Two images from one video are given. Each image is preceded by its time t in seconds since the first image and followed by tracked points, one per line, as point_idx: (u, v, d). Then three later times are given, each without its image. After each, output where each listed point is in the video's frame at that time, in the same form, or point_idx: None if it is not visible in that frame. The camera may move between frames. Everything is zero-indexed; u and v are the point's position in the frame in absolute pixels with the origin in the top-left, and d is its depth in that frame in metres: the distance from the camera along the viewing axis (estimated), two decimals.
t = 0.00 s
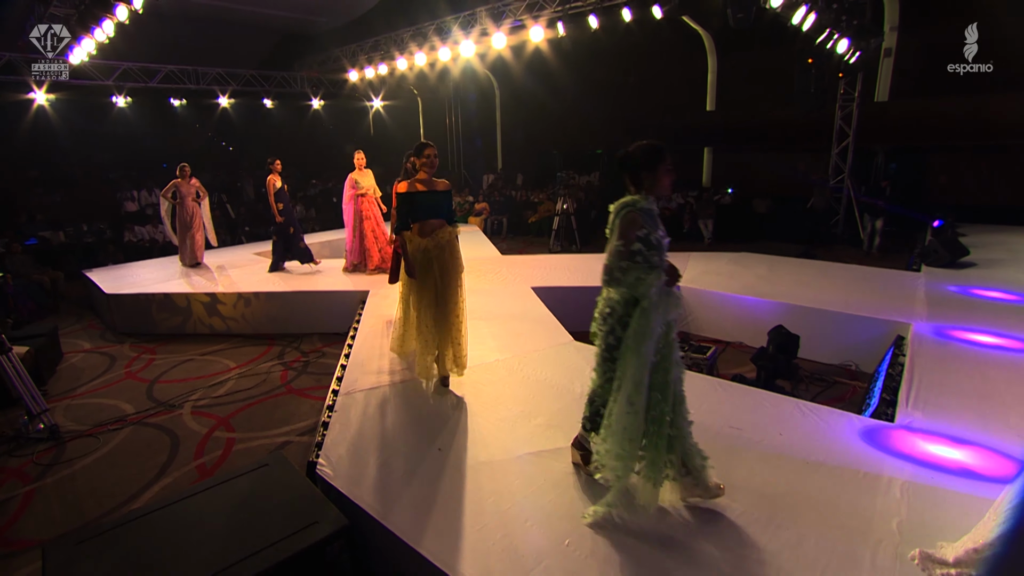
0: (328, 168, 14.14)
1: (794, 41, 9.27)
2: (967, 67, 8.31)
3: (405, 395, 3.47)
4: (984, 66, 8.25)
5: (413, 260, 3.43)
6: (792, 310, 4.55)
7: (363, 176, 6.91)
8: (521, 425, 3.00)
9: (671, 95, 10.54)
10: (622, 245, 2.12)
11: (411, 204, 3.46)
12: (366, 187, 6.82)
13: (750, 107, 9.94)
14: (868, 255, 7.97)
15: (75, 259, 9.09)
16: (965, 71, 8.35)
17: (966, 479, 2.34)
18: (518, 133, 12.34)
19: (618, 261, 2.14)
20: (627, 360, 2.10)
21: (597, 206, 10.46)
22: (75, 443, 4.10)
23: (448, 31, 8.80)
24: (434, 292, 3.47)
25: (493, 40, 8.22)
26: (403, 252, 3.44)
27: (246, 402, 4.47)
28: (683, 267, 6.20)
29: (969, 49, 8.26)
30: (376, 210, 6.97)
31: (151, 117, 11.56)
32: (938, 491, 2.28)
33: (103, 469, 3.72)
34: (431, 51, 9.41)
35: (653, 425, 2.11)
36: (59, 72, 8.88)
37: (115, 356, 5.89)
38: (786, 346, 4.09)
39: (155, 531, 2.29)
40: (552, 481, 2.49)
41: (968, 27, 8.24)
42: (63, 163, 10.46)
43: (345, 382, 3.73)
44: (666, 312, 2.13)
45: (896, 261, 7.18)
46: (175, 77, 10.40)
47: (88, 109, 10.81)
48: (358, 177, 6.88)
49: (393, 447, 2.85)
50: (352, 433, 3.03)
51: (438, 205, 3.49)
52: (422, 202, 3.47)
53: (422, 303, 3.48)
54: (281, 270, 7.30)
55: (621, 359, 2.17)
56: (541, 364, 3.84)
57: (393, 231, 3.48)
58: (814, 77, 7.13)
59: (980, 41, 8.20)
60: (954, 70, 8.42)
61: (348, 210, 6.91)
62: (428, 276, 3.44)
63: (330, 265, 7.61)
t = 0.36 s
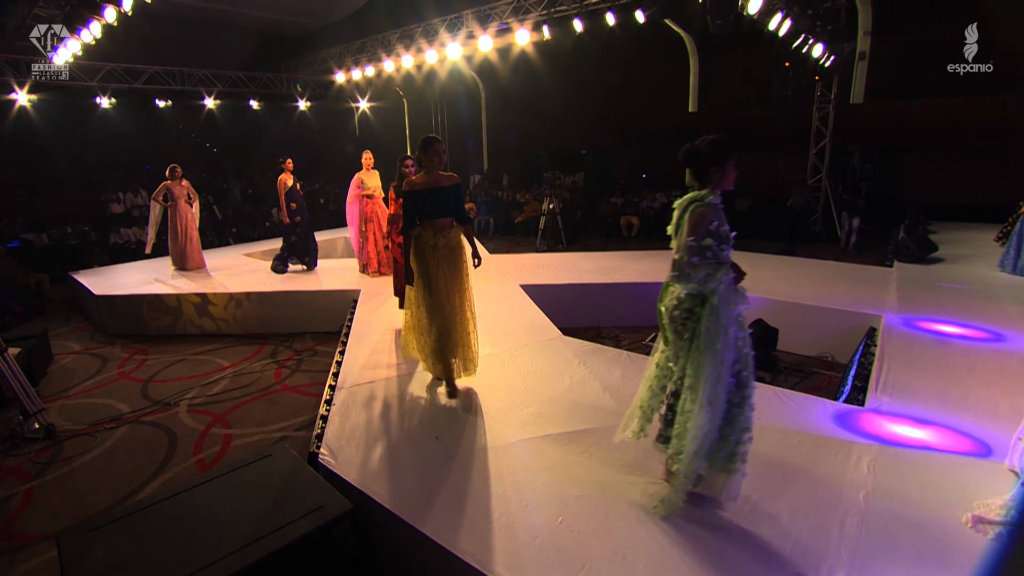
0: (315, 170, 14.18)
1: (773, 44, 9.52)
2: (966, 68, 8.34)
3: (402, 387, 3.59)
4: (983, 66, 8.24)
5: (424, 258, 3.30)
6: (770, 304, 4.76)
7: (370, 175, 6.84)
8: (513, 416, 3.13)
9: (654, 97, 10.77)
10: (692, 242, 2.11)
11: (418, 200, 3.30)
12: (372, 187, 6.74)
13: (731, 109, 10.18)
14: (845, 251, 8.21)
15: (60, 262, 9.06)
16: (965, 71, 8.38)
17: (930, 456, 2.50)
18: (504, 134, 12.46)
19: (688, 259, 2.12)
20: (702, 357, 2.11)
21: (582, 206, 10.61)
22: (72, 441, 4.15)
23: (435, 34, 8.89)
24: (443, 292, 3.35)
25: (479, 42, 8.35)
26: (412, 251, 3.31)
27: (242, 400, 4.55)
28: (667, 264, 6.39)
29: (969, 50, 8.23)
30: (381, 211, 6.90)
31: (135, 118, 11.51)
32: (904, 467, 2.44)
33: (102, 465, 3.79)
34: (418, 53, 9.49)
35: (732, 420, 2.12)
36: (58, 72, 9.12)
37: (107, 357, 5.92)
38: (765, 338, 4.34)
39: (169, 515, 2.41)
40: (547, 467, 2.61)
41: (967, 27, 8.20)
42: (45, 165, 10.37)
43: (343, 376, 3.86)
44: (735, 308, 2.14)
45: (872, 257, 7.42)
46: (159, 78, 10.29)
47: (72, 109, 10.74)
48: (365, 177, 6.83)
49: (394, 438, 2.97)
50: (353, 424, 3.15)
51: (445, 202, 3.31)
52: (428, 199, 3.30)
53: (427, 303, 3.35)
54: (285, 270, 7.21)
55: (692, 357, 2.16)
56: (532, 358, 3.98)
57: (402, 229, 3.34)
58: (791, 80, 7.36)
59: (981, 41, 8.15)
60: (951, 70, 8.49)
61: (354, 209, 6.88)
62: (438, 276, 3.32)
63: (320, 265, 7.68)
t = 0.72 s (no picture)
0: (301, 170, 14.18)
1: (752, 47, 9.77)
2: (967, 67, 8.60)
3: (397, 381, 3.72)
4: (985, 67, 8.48)
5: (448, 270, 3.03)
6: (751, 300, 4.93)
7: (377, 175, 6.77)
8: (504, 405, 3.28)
9: (638, 99, 11.00)
10: (771, 249, 2.10)
11: (438, 209, 3.03)
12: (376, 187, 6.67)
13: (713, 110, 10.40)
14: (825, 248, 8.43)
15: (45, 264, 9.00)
16: (966, 71, 8.63)
17: (894, 438, 2.68)
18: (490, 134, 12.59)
19: (764, 266, 2.12)
20: (776, 363, 2.09)
21: (569, 205, 10.74)
22: (69, 440, 4.19)
23: (422, 36, 8.99)
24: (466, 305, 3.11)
25: (466, 44, 8.47)
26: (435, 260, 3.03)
27: (237, 397, 4.62)
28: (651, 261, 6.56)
29: (969, 50, 8.53)
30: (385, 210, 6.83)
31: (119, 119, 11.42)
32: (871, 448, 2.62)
33: (100, 462, 3.84)
34: (405, 54, 9.57)
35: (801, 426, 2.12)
36: (60, 72, 9.45)
37: (98, 358, 5.93)
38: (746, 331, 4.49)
39: (177, 502, 2.50)
40: (542, 454, 2.74)
41: (968, 27, 8.50)
42: (28, 166, 10.26)
43: (339, 371, 3.97)
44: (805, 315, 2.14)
45: (849, 253, 7.65)
46: (145, 78, 10.28)
47: (54, 110, 10.64)
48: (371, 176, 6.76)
49: (391, 428, 3.10)
50: (350, 416, 3.27)
51: (467, 211, 3.05)
52: (450, 209, 3.04)
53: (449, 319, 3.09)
54: (301, 269, 7.26)
55: (761, 362, 2.15)
56: (520, 351, 4.13)
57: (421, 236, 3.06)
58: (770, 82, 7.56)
59: (980, 41, 8.45)
60: (953, 70, 8.72)
61: (358, 208, 6.87)
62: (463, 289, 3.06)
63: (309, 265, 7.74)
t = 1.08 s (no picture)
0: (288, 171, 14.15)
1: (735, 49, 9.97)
2: (968, 67, 8.68)
3: (391, 376, 3.82)
4: (984, 66, 8.60)
5: (470, 278, 2.78)
6: (734, 295, 5.07)
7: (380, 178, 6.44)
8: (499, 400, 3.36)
9: (624, 100, 11.17)
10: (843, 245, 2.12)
11: (459, 206, 2.76)
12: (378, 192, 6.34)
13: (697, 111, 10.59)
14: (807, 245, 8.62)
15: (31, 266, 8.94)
16: (966, 71, 8.72)
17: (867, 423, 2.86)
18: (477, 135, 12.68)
19: (844, 259, 2.11)
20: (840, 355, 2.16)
21: (556, 205, 10.84)
22: (63, 439, 4.22)
23: (410, 37, 9.05)
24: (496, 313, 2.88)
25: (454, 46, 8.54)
26: (460, 264, 2.76)
27: (231, 395, 4.66)
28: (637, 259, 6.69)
29: (969, 50, 8.62)
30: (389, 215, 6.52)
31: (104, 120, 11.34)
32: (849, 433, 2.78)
33: (96, 460, 3.88)
34: (393, 56, 9.62)
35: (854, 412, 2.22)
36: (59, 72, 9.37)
37: (88, 359, 5.93)
38: (730, 325, 4.63)
39: (181, 495, 2.56)
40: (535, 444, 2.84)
41: (968, 27, 8.62)
42: (11, 167, 10.16)
43: (333, 367, 4.04)
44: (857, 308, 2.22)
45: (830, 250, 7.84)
46: (131, 79, 10.20)
47: (36, 110, 10.54)
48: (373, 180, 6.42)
49: (388, 420, 3.19)
50: (347, 409, 3.36)
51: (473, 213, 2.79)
52: (464, 209, 2.79)
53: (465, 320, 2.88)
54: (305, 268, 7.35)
55: (823, 354, 2.21)
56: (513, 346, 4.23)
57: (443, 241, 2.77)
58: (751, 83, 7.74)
59: (980, 41, 8.57)
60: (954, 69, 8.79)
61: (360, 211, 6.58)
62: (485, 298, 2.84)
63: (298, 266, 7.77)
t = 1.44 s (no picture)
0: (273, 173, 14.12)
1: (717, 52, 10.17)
2: (966, 66, 8.78)
3: (384, 371, 3.90)
4: (985, 66, 8.67)
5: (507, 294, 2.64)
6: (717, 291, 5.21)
7: (378, 176, 6.45)
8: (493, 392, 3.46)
9: (608, 101, 11.34)
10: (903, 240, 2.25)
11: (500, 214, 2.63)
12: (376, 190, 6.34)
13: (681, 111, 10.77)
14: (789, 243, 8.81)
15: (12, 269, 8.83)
16: (965, 71, 8.80)
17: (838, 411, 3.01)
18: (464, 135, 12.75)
19: (904, 255, 2.25)
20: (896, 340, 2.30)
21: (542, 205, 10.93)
22: (54, 440, 4.23)
23: (397, 38, 9.10)
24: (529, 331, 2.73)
25: (440, 48, 8.60)
26: (496, 278, 2.63)
27: (223, 394, 4.69)
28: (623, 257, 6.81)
29: (969, 50, 8.72)
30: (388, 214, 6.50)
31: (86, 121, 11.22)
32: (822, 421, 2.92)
33: (89, 460, 3.89)
34: (380, 57, 9.66)
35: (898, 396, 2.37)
36: (56, 71, 9.47)
37: (76, 361, 5.91)
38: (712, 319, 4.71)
39: (182, 487, 2.63)
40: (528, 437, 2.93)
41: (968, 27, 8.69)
42: None
43: (326, 365, 4.11)
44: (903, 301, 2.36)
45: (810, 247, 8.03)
46: (112, 79, 10.11)
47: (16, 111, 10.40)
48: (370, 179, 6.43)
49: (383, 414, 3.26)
50: (341, 404, 3.43)
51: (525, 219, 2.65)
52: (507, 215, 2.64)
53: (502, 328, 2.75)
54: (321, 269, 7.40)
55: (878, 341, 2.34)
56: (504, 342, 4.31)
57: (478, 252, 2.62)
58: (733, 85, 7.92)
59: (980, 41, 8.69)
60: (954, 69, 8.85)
61: (356, 212, 6.57)
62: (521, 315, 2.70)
63: (286, 266, 7.78)
